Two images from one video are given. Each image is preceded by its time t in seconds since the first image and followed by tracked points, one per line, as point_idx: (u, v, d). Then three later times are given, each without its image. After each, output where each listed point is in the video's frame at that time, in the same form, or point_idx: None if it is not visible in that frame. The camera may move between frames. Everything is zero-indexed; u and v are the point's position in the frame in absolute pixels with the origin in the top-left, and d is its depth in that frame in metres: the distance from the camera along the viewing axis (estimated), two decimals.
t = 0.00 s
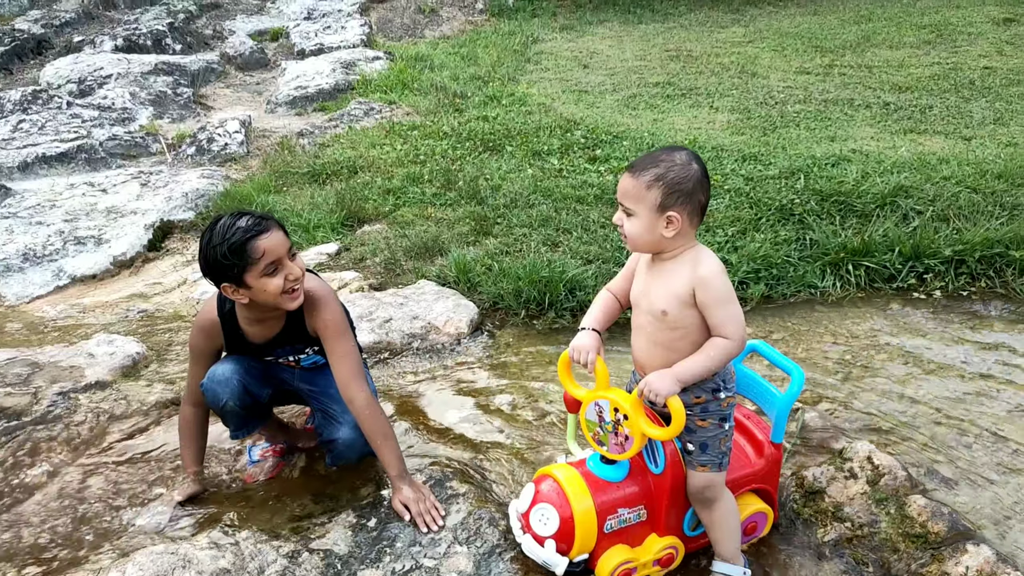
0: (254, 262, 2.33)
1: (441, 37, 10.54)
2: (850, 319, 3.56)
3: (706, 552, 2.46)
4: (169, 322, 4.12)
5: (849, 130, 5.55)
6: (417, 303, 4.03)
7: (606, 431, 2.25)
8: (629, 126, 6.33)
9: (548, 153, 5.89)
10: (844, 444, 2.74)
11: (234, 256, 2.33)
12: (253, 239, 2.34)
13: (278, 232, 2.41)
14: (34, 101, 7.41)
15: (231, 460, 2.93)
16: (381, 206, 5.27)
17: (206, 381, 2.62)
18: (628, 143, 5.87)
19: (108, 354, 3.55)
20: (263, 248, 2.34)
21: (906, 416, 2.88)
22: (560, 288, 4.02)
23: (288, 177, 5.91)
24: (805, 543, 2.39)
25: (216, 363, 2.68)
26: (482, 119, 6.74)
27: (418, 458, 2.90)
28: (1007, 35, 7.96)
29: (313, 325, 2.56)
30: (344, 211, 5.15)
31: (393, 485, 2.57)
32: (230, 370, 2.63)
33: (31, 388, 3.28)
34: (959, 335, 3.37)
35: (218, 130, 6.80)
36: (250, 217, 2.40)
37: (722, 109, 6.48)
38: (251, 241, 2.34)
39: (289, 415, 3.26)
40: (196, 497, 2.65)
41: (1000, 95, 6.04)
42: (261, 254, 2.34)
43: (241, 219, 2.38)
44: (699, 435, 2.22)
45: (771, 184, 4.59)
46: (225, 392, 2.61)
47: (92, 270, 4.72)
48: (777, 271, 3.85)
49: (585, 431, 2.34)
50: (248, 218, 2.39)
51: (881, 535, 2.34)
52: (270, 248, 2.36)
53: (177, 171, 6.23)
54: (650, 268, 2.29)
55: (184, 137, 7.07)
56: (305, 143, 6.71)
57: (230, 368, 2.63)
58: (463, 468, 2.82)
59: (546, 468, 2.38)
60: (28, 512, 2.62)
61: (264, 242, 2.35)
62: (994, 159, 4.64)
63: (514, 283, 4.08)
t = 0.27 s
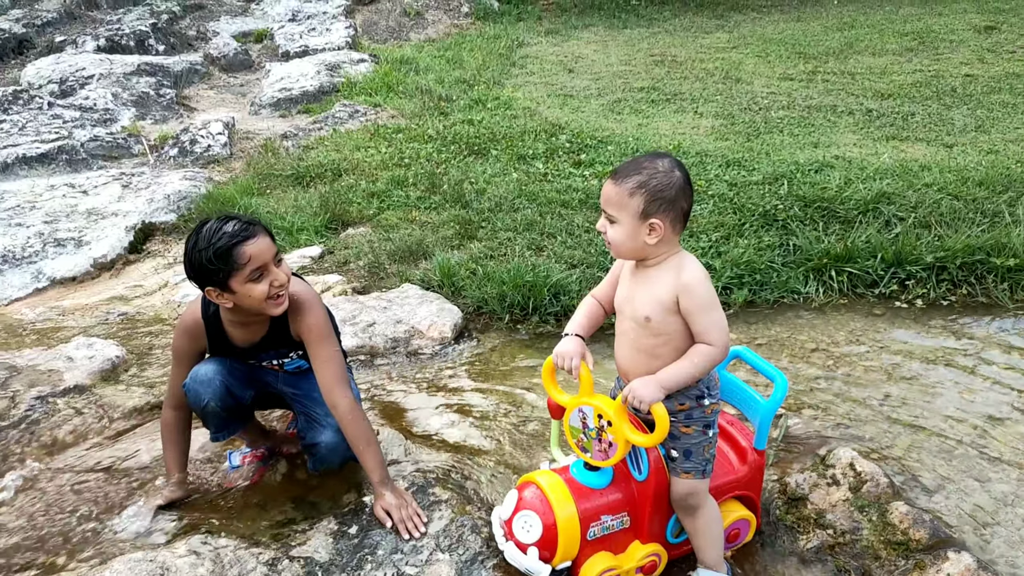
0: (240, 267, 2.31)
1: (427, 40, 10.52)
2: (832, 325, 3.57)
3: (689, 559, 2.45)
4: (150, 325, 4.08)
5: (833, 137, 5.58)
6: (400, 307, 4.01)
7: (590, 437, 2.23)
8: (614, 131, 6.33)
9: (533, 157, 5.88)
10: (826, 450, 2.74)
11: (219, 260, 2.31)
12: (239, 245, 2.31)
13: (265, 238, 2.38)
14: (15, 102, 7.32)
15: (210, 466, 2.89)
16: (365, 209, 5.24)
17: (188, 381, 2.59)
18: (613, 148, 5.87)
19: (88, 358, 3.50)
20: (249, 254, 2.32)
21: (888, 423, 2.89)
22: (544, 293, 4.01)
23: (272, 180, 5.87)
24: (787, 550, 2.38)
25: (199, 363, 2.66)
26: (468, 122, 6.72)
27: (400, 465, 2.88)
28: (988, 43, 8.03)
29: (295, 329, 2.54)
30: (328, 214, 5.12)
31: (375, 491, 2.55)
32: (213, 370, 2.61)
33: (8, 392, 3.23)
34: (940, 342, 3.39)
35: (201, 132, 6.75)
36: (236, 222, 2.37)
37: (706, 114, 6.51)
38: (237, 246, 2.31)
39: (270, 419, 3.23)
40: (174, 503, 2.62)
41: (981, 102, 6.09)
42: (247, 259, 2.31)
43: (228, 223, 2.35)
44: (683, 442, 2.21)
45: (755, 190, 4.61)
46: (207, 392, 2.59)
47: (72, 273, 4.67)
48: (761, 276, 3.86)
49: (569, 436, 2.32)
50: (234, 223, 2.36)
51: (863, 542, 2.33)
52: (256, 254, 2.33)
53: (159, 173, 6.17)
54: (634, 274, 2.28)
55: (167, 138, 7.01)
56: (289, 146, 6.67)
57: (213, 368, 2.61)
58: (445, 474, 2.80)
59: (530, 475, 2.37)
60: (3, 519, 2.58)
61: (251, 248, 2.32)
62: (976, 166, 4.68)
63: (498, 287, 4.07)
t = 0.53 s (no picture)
0: (212, 272, 2.26)
1: (412, 41, 10.47)
2: (820, 328, 3.56)
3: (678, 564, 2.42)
4: (130, 327, 4.01)
5: (819, 139, 5.58)
6: (386, 308, 3.96)
7: (578, 440, 2.21)
8: (601, 133, 6.31)
9: (520, 158, 5.85)
10: (815, 453, 2.72)
11: (192, 265, 2.26)
12: (212, 251, 2.26)
13: (239, 245, 2.32)
14: None
15: (191, 470, 2.84)
16: (350, 210, 5.19)
17: (170, 381, 2.54)
18: (600, 150, 5.85)
19: (66, 360, 3.43)
20: (221, 261, 2.27)
21: (877, 426, 2.88)
22: (531, 295, 3.97)
23: (255, 180, 5.80)
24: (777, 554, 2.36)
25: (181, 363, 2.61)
26: (454, 123, 6.68)
27: (385, 469, 2.83)
28: (972, 47, 8.08)
29: (277, 330, 2.49)
30: (312, 215, 5.07)
31: (359, 495, 2.50)
32: (195, 370, 2.56)
33: None
34: (928, 344, 3.38)
35: (184, 132, 6.67)
36: (213, 226, 2.32)
37: (693, 117, 6.50)
38: (210, 252, 2.26)
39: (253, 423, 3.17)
40: (153, 508, 2.56)
41: (965, 106, 6.12)
42: (219, 266, 2.26)
43: (203, 228, 2.30)
44: (673, 446, 2.18)
45: (742, 192, 4.60)
46: (189, 392, 2.54)
47: (51, 274, 4.58)
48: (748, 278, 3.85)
49: (557, 440, 2.29)
50: (211, 227, 2.31)
51: (853, 546, 2.31)
52: (230, 260, 2.28)
53: (141, 173, 6.09)
54: (621, 276, 2.25)
55: (149, 138, 6.92)
56: (273, 146, 6.60)
57: (195, 368, 2.57)
58: (431, 479, 2.75)
59: (516, 479, 2.33)
60: None
61: (223, 255, 2.27)
62: (961, 169, 4.69)
63: (485, 289, 4.03)
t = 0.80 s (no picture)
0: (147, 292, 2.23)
1: (403, 43, 10.45)
2: (813, 329, 3.56)
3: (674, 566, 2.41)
4: (119, 329, 3.97)
5: (810, 142, 5.60)
6: (378, 310, 3.94)
7: (574, 442, 2.19)
8: (592, 135, 6.31)
9: (512, 160, 5.84)
10: (810, 455, 2.72)
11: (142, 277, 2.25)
12: (151, 274, 2.20)
13: (186, 278, 2.20)
14: None
15: (181, 472, 2.81)
16: (342, 212, 5.16)
17: (156, 380, 2.52)
18: (592, 152, 5.85)
19: (54, 362, 3.40)
20: (156, 286, 2.21)
21: (871, 427, 2.88)
22: (524, 296, 3.96)
23: (245, 181, 5.77)
24: (773, 555, 2.35)
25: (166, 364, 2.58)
26: (445, 125, 6.67)
27: (378, 471, 2.81)
28: (961, 51, 8.13)
29: (262, 333, 2.45)
30: (303, 216, 5.04)
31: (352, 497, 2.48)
32: (181, 369, 2.54)
33: None
34: (920, 345, 3.39)
35: (173, 133, 6.63)
36: (173, 248, 2.21)
37: (684, 119, 6.51)
38: (150, 274, 2.21)
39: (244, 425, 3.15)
40: (143, 511, 2.53)
41: (956, 109, 6.15)
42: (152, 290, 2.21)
43: (165, 246, 2.22)
44: (669, 446, 2.17)
45: (735, 194, 4.60)
46: (175, 391, 2.50)
47: (39, 275, 4.54)
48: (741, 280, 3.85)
49: (552, 441, 2.29)
50: (170, 249, 2.21)
51: (849, 547, 2.30)
52: (163, 290, 2.21)
53: (130, 174, 6.05)
54: (616, 277, 2.24)
55: (138, 139, 6.87)
56: (263, 148, 6.57)
57: (182, 367, 2.54)
58: (424, 481, 2.73)
59: (511, 480, 2.31)
60: None
61: (160, 283, 2.20)
62: (952, 172, 4.71)
63: (477, 291, 4.01)
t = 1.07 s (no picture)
0: (179, 275, 2.23)
1: (397, 46, 10.45)
2: (808, 330, 3.57)
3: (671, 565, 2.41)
4: (113, 331, 3.95)
5: (804, 144, 5.62)
6: (373, 311, 3.94)
7: (570, 441, 2.18)
8: (587, 137, 6.31)
9: (507, 162, 5.84)
10: (806, 454, 2.73)
11: (158, 269, 2.23)
12: (176, 252, 2.23)
13: (203, 240, 2.30)
14: None
15: (176, 474, 2.80)
16: (336, 213, 5.15)
17: (142, 386, 2.53)
18: (586, 154, 5.85)
19: (48, 364, 3.38)
20: (188, 259, 2.24)
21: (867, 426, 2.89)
22: (519, 297, 3.96)
23: (239, 184, 5.76)
24: (770, 555, 2.35)
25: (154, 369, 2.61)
26: (440, 127, 6.67)
27: (374, 472, 2.81)
28: (953, 54, 8.18)
29: (249, 335, 2.44)
30: (298, 218, 5.03)
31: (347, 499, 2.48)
32: (165, 374, 2.55)
33: None
34: (914, 345, 3.40)
35: (167, 135, 6.61)
36: (173, 226, 2.28)
37: (679, 121, 6.53)
38: (175, 254, 2.23)
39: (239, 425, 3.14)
40: (138, 513, 2.52)
41: (949, 111, 6.18)
42: (185, 267, 2.23)
43: (166, 228, 2.27)
44: (666, 446, 2.17)
45: (729, 196, 4.61)
46: (160, 397, 2.52)
47: (32, 277, 4.52)
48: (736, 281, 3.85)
49: (549, 440, 2.26)
50: (171, 228, 2.27)
51: (845, 547, 2.31)
52: (195, 260, 2.25)
53: (123, 176, 6.03)
54: (615, 276, 2.25)
55: (131, 142, 6.85)
56: (257, 150, 6.56)
57: (166, 373, 2.55)
58: (421, 482, 2.73)
59: (508, 480, 2.31)
60: None
61: (189, 253, 2.25)
62: (946, 173, 4.73)
63: (472, 292, 4.01)
